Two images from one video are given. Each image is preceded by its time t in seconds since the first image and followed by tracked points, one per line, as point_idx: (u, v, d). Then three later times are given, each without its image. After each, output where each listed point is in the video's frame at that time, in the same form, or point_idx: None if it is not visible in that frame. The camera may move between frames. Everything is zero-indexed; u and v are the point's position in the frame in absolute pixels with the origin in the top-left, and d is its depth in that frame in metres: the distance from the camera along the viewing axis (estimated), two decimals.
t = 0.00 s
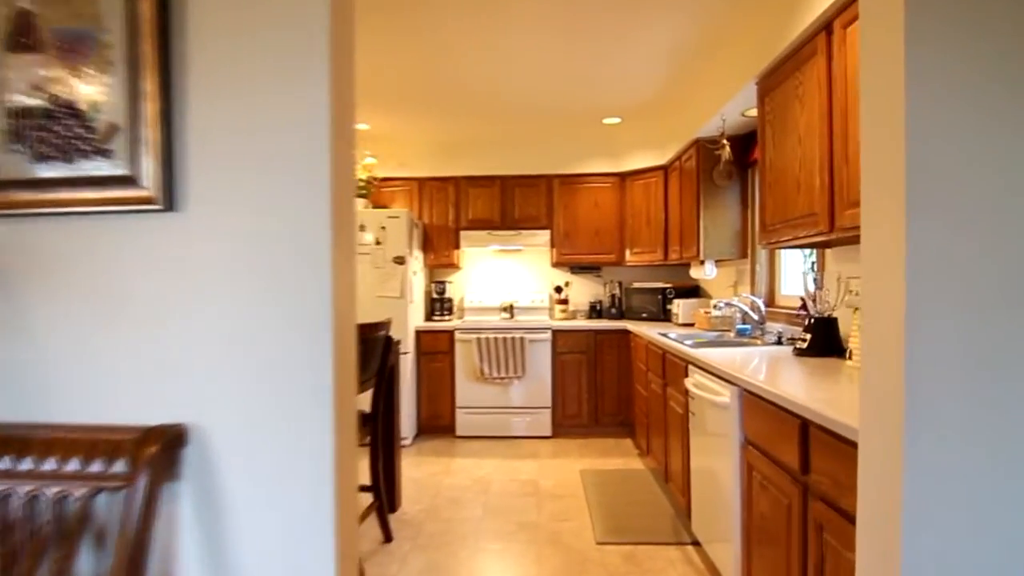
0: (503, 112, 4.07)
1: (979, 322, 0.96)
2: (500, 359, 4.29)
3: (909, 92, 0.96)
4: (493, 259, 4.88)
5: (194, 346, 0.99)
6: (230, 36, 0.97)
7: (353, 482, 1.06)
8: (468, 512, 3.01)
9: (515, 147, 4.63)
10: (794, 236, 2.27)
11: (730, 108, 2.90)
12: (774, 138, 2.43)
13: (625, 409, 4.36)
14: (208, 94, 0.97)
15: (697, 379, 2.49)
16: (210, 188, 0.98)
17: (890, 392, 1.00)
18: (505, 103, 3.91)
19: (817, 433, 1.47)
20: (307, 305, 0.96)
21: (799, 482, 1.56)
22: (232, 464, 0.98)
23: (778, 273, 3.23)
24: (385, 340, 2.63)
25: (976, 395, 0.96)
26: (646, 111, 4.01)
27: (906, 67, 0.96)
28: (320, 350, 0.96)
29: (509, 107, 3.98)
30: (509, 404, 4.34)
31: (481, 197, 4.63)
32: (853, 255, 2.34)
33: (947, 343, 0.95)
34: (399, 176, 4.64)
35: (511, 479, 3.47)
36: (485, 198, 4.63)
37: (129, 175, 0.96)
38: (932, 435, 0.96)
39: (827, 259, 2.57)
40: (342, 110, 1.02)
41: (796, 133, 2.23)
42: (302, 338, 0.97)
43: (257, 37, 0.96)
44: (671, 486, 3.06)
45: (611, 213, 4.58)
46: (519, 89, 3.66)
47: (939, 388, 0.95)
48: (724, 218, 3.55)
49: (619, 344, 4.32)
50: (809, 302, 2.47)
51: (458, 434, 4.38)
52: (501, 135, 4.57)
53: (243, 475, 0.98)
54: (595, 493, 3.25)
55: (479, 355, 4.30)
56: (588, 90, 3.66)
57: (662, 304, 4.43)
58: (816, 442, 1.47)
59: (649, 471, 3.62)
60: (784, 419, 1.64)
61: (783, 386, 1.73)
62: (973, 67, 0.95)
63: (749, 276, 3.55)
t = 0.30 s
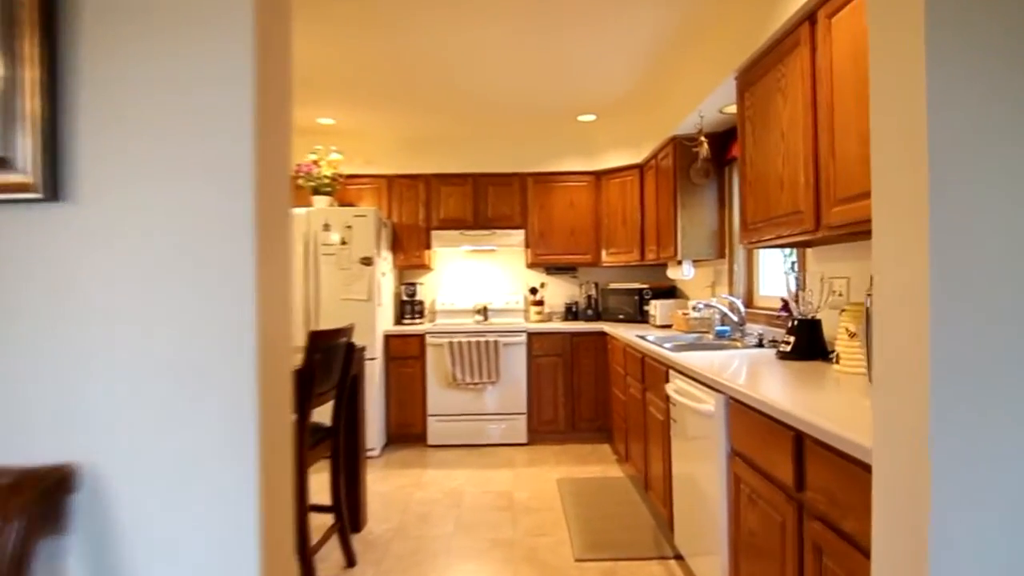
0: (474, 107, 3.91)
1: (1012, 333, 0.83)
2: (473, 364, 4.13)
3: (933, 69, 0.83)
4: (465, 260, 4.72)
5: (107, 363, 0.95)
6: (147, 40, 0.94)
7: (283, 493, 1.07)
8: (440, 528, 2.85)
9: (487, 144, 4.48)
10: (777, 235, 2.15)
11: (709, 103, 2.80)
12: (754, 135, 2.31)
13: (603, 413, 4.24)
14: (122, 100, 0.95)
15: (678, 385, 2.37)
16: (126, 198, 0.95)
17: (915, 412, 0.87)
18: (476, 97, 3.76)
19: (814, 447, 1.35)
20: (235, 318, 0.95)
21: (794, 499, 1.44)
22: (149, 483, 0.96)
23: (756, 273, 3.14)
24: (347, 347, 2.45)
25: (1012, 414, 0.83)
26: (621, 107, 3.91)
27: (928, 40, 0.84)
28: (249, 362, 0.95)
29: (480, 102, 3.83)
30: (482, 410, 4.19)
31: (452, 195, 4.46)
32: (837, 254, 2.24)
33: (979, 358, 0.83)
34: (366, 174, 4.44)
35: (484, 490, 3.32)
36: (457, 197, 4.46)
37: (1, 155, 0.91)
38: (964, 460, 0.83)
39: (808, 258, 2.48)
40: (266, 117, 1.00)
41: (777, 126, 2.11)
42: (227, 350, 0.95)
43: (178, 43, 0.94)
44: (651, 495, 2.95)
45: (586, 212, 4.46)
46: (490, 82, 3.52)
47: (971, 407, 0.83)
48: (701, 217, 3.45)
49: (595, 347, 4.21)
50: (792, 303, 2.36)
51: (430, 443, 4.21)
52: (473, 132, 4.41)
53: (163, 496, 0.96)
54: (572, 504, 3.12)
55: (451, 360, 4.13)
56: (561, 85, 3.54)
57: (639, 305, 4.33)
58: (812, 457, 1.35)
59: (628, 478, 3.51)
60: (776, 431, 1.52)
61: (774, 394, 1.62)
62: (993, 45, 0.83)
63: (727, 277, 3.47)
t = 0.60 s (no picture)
0: (446, 101, 3.78)
1: None
2: (446, 368, 3.98)
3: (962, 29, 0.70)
4: (438, 260, 4.57)
5: None
6: (40, 13, 0.84)
7: (203, 507, 0.97)
8: (410, 543, 2.70)
9: (461, 140, 4.34)
10: (761, 233, 2.06)
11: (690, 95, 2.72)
12: (735, 130, 2.22)
13: (580, 417, 4.14)
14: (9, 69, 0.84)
15: (659, 389, 2.27)
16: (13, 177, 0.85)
17: (932, 423, 0.76)
18: (447, 91, 3.63)
19: (808, 458, 1.25)
20: (133, 303, 0.84)
21: (786, 512, 1.34)
22: (38, 497, 0.85)
23: (736, 272, 3.07)
24: (308, 353, 2.28)
25: None
26: (598, 103, 3.81)
27: None
28: (151, 363, 0.84)
29: (452, 96, 3.69)
30: (456, 416, 4.04)
31: (424, 193, 4.31)
32: (821, 252, 2.17)
33: (1013, 369, 0.70)
34: (334, 171, 4.26)
35: (457, 501, 3.17)
36: (429, 196, 4.31)
37: None
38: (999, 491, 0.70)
39: (790, 257, 2.40)
40: (171, 87, 0.87)
41: (760, 119, 2.03)
42: (128, 349, 0.84)
43: (77, 8, 0.84)
44: (631, 503, 2.84)
45: (563, 212, 4.36)
46: (462, 74, 3.39)
47: (1006, 429, 0.70)
48: (680, 216, 3.37)
49: (572, 350, 4.10)
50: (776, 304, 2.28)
51: (401, 451, 4.04)
52: (446, 128, 4.27)
53: (55, 517, 0.85)
54: (549, 513, 3.00)
55: (423, 364, 3.97)
56: (536, 79, 3.42)
57: (616, 307, 4.24)
58: (807, 468, 1.25)
59: (606, 484, 3.40)
60: (767, 440, 1.42)
61: (763, 401, 1.52)
62: None
63: (706, 277, 3.39)
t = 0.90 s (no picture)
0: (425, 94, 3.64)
1: None
2: (425, 370, 3.84)
3: None
4: (417, 259, 4.44)
5: None
6: None
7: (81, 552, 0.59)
8: (384, 556, 2.56)
9: (440, 135, 4.20)
10: (751, 230, 1.97)
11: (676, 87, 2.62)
12: (724, 122, 2.13)
13: (563, 420, 4.02)
14: None
15: (644, 394, 2.16)
16: None
17: (960, 446, 0.64)
18: (426, 83, 3.49)
19: (806, 472, 1.15)
20: None
21: (780, 529, 1.24)
22: None
23: (722, 272, 2.99)
24: (272, 357, 2.13)
25: None
26: (581, 98, 3.71)
27: None
28: None
29: (431, 88, 3.56)
30: (435, 420, 3.90)
31: (402, 190, 4.17)
32: (811, 250, 2.11)
33: None
34: (308, 166, 4.11)
35: (436, 510, 3.04)
36: (408, 193, 4.17)
37: None
38: None
39: (780, 256, 2.33)
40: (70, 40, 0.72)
41: (751, 110, 1.93)
42: None
43: None
44: (615, 510, 2.73)
45: (545, 210, 4.24)
46: (441, 66, 3.25)
47: None
48: (665, 214, 3.28)
49: (555, 351, 3.99)
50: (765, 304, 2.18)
51: (378, 456, 3.89)
52: (424, 122, 4.13)
53: None
54: (531, 522, 2.88)
55: (401, 367, 3.83)
56: (518, 70, 3.30)
57: (600, 307, 4.14)
58: (802, 483, 1.15)
59: (589, 490, 3.29)
60: (759, 452, 1.32)
61: (755, 409, 1.42)
62: None
63: (692, 276, 3.30)
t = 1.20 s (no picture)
0: (409, 85, 3.50)
1: None
2: (409, 372, 3.71)
3: None
4: (403, 256, 4.31)
5: None
6: None
7: None
8: (360, 569, 2.42)
9: (426, 129, 4.07)
10: (746, 227, 1.85)
11: (668, 77, 2.49)
12: (719, 111, 2.01)
13: (551, 424, 3.90)
14: None
15: (633, 402, 2.04)
16: None
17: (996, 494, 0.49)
18: (410, 74, 3.35)
19: (807, 497, 1.03)
20: None
21: (780, 561, 1.11)
22: None
23: (715, 272, 2.87)
24: (235, 360, 1.99)
25: None
26: (571, 90, 3.58)
27: None
28: None
29: (415, 79, 3.42)
30: (419, 423, 3.77)
31: (386, 185, 4.03)
32: (808, 248, 2.02)
33: None
34: (289, 160, 3.96)
35: (417, 518, 2.91)
36: (393, 188, 4.04)
37: None
38: None
39: (776, 255, 2.23)
40: None
41: (748, 98, 1.81)
42: None
43: None
44: (603, 521, 2.61)
45: (535, 206, 4.12)
46: (425, 55, 3.11)
47: None
48: (658, 212, 3.15)
49: (543, 353, 3.87)
50: (760, 306, 2.05)
51: (359, 461, 3.75)
52: (410, 115, 3.99)
53: None
54: (515, 532, 2.75)
55: (383, 368, 3.69)
56: (505, 60, 3.16)
57: (590, 307, 4.02)
58: (806, 511, 1.04)
59: (577, 497, 3.17)
60: (756, 471, 1.20)
61: (750, 423, 1.31)
62: None
63: (684, 276, 3.19)
